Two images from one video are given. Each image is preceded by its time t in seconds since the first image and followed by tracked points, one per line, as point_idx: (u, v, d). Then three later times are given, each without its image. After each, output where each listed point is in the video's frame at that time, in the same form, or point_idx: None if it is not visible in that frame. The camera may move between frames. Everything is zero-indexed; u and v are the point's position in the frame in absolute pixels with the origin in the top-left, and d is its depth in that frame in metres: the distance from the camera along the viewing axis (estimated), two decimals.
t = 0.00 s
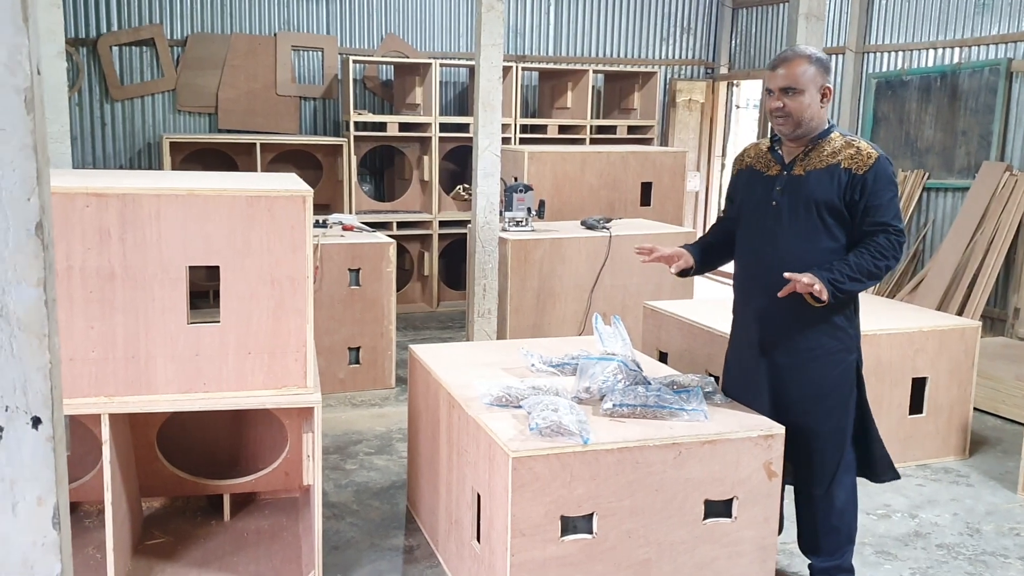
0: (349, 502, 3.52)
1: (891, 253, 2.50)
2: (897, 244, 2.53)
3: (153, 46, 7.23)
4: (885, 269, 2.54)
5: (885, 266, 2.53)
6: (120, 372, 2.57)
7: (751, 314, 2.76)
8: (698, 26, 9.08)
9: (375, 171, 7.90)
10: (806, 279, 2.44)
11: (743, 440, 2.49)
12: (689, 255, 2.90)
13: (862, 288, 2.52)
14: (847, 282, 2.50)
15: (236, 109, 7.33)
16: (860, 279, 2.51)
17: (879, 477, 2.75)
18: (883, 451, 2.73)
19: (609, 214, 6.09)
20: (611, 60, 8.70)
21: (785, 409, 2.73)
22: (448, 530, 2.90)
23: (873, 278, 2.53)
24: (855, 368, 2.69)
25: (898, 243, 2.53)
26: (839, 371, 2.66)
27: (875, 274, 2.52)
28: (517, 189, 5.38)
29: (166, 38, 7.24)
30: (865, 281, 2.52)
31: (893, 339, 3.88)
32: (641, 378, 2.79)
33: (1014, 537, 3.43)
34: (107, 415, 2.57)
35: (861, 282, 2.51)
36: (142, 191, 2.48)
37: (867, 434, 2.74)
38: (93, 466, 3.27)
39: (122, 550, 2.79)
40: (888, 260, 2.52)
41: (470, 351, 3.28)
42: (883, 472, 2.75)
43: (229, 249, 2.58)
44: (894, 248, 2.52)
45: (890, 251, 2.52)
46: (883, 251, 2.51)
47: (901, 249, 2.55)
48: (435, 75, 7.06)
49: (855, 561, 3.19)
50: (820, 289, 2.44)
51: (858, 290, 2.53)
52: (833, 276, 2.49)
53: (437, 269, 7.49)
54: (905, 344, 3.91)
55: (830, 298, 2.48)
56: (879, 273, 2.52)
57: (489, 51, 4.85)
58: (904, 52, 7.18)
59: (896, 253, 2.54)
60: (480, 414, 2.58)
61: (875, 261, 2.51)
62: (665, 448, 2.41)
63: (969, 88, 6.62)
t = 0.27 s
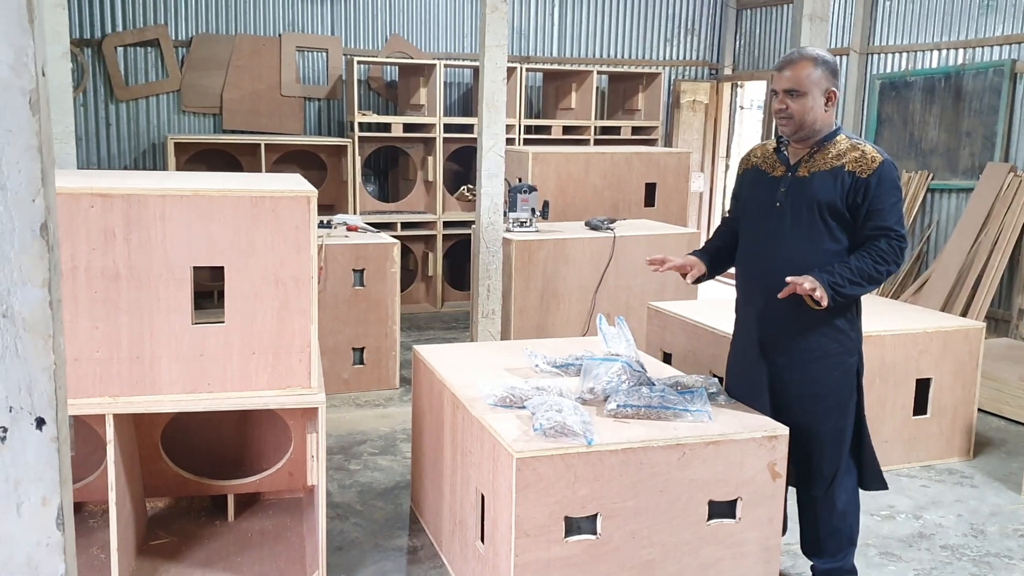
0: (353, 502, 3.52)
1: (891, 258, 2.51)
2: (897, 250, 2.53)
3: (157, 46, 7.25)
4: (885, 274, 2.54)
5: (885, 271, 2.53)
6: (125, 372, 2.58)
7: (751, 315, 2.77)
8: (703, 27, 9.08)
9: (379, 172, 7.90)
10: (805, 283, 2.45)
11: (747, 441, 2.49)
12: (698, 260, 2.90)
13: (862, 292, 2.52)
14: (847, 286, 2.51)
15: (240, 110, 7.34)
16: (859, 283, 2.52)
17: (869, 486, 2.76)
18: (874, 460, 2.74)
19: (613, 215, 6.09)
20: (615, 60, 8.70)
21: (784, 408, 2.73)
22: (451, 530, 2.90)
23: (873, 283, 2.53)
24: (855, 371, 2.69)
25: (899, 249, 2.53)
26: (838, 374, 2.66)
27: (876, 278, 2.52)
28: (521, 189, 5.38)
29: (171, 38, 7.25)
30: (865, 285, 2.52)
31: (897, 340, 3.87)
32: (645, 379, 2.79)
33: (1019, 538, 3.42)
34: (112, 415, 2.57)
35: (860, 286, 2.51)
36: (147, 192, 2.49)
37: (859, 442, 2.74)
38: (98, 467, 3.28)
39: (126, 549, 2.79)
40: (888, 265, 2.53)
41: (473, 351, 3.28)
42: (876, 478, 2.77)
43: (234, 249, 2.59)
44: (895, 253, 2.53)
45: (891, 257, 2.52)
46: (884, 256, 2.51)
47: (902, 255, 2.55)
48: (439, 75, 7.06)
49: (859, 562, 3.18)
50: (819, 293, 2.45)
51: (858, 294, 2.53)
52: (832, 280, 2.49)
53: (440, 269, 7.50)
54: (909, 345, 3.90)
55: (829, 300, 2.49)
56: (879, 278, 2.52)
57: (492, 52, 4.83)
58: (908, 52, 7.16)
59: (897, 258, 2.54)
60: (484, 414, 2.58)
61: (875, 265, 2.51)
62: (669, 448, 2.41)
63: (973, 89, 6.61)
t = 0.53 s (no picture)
0: (354, 503, 3.52)
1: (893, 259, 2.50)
2: (900, 251, 2.52)
3: (161, 47, 7.26)
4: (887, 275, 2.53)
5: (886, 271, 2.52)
6: (126, 373, 2.58)
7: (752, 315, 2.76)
8: (706, 27, 9.07)
9: (382, 172, 7.90)
10: (806, 283, 2.44)
11: (748, 442, 2.48)
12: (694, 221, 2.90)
13: (863, 293, 2.52)
14: (848, 286, 2.50)
15: (244, 111, 7.34)
16: (861, 284, 2.51)
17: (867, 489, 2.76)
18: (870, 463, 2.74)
19: (616, 216, 6.08)
20: (618, 61, 8.69)
21: (785, 409, 2.73)
22: (452, 531, 2.89)
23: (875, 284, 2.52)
24: (855, 372, 2.68)
25: (901, 249, 2.53)
26: (838, 375, 2.65)
27: (877, 279, 2.51)
28: (524, 190, 5.40)
29: (174, 39, 7.27)
30: (866, 285, 2.51)
31: (900, 340, 3.86)
32: (646, 380, 2.78)
33: (1021, 540, 3.41)
34: (113, 416, 2.57)
35: (861, 287, 2.50)
36: (147, 193, 2.49)
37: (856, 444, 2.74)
38: (99, 467, 3.28)
39: (126, 550, 2.79)
40: (890, 265, 2.52)
41: (474, 352, 3.28)
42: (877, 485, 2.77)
43: (234, 250, 2.59)
44: (897, 253, 2.52)
45: (893, 257, 2.52)
46: (886, 257, 2.51)
47: (904, 256, 2.54)
48: (442, 76, 7.06)
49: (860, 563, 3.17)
50: (819, 293, 2.45)
51: (859, 294, 2.52)
52: (833, 280, 2.49)
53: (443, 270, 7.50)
54: (912, 346, 3.89)
55: (829, 300, 2.48)
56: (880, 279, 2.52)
57: (495, 52, 4.79)
58: (912, 53, 7.15)
59: (898, 259, 2.53)
60: (484, 415, 2.57)
61: (877, 266, 2.50)
62: (669, 450, 2.40)
63: (977, 90, 6.60)
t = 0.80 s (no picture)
0: (349, 504, 3.51)
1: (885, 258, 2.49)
2: (893, 250, 2.52)
3: (158, 47, 7.26)
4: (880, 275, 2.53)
5: (879, 271, 2.51)
6: (117, 373, 2.57)
7: (744, 314, 2.76)
8: (705, 25, 9.06)
9: (380, 171, 7.90)
10: (797, 283, 2.44)
11: (741, 442, 2.47)
12: (699, 178, 2.86)
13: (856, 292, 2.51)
14: (840, 286, 2.49)
15: (242, 110, 7.34)
16: (854, 283, 2.50)
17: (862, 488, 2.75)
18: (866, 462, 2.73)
19: (614, 215, 6.07)
20: (616, 59, 8.69)
21: (779, 409, 2.72)
22: (445, 532, 2.89)
23: (867, 284, 2.52)
24: (848, 372, 2.67)
25: (895, 249, 2.52)
26: (831, 375, 2.65)
27: (869, 279, 2.51)
28: (520, 189, 5.38)
29: (171, 39, 7.26)
30: (859, 285, 2.51)
31: (897, 339, 3.85)
32: (639, 379, 2.77)
33: (1018, 539, 3.39)
34: (104, 417, 2.57)
35: (854, 286, 2.50)
36: (137, 193, 2.48)
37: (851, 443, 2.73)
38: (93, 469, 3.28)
39: (119, 551, 2.79)
40: (883, 265, 2.51)
41: (468, 352, 3.28)
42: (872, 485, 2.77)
43: (225, 250, 2.58)
44: (890, 253, 2.51)
45: (886, 257, 2.51)
46: (879, 256, 2.50)
47: (898, 256, 2.54)
48: (439, 75, 7.05)
49: (855, 563, 3.16)
50: (811, 293, 2.44)
51: (852, 294, 2.52)
52: (826, 279, 2.48)
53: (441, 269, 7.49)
54: (909, 344, 3.88)
55: (821, 299, 2.47)
56: (873, 279, 2.51)
57: (491, 51, 4.72)
58: (911, 50, 7.13)
59: (892, 259, 2.53)
60: (477, 415, 2.56)
61: (870, 265, 2.50)
62: (662, 450, 2.39)
63: (976, 87, 6.59)
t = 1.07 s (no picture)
0: (341, 506, 3.49)
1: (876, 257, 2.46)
2: (884, 249, 2.48)
3: (155, 48, 7.25)
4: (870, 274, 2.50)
5: (870, 270, 2.48)
6: (103, 376, 2.55)
7: (735, 312, 2.74)
8: (704, 22, 9.03)
9: (377, 172, 7.91)
10: (784, 283, 2.43)
11: (731, 442, 2.45)
12: (679, 188, 2.85)
13: (846, 291, 2.49)
14: (829, 285, 2.47)
15: (239, 111, 7.33)
16: (843, 282, 2.48)
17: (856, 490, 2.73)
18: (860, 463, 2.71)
19: (612, 213, 6.05)
20: (615, 56, 8.66)
21: (771, 409, 2.70)
22: (436, 535, 2.87)
23: (857, 282, 2.49)
24: (840, 371, 2.65)
25: (886, 247, 2.49)
26: (822, 374, 2.62)
27: (860, 277, 2.48)
28: (515, 189, 5.36)
29: (168, 40, 7.25)
30: (849, 283, 2.48)
31: (893, 337, 3.82)
32: (628, 379, 2.75)
33: (1016, 539, 3.37)
34: (90, 420, 2.55)
35: (843, 285, 2.47)
36: (122, 195, 2.46)
37: (844, 444, 2.71)
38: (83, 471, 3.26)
39: (108, 556, 2.77)
40: (874, 264, 2.48)
41: (459, 352, 3.26)
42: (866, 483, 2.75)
43: (211, 252, 2.56)
44: (881, 252, 2.48)
45: (877, 255, 2.48)
46: (869, 255, 2.47)
47: (889, 254, 2.50)
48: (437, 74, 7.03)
49: (851, 564, 3.14)
50: (798, 293, 2.43)
51: (842, 293, 2.49)
52: (814, 277, 2.46)
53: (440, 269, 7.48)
54: (905, 342, 3.85)
55: (810, 299, 2.45)
56: (864, 278, 2.48)
57: (484, 50, 4.70)
58: (911, 45, 7.10)
59: (883, 257, 2.49)
60: (465, 417, 2.55)
61: (860, 264, 2.47)
62: (652, 450, 2.37)
63: (977, 82, 6.56)
